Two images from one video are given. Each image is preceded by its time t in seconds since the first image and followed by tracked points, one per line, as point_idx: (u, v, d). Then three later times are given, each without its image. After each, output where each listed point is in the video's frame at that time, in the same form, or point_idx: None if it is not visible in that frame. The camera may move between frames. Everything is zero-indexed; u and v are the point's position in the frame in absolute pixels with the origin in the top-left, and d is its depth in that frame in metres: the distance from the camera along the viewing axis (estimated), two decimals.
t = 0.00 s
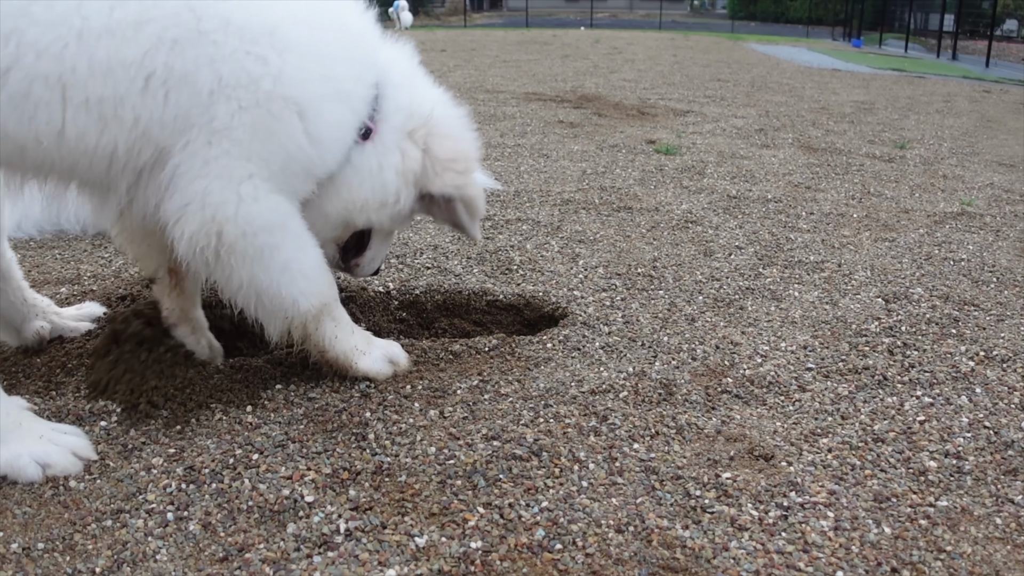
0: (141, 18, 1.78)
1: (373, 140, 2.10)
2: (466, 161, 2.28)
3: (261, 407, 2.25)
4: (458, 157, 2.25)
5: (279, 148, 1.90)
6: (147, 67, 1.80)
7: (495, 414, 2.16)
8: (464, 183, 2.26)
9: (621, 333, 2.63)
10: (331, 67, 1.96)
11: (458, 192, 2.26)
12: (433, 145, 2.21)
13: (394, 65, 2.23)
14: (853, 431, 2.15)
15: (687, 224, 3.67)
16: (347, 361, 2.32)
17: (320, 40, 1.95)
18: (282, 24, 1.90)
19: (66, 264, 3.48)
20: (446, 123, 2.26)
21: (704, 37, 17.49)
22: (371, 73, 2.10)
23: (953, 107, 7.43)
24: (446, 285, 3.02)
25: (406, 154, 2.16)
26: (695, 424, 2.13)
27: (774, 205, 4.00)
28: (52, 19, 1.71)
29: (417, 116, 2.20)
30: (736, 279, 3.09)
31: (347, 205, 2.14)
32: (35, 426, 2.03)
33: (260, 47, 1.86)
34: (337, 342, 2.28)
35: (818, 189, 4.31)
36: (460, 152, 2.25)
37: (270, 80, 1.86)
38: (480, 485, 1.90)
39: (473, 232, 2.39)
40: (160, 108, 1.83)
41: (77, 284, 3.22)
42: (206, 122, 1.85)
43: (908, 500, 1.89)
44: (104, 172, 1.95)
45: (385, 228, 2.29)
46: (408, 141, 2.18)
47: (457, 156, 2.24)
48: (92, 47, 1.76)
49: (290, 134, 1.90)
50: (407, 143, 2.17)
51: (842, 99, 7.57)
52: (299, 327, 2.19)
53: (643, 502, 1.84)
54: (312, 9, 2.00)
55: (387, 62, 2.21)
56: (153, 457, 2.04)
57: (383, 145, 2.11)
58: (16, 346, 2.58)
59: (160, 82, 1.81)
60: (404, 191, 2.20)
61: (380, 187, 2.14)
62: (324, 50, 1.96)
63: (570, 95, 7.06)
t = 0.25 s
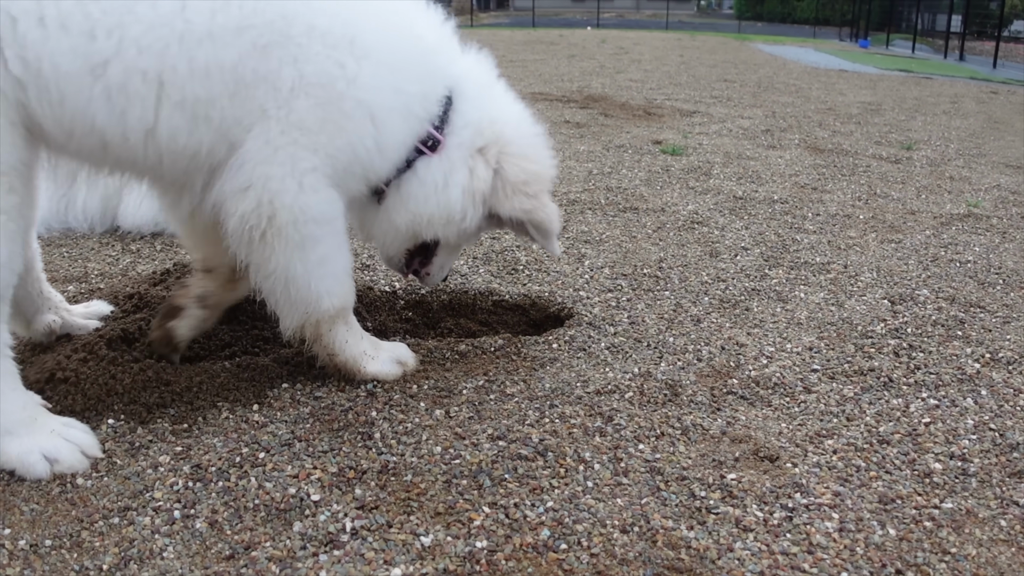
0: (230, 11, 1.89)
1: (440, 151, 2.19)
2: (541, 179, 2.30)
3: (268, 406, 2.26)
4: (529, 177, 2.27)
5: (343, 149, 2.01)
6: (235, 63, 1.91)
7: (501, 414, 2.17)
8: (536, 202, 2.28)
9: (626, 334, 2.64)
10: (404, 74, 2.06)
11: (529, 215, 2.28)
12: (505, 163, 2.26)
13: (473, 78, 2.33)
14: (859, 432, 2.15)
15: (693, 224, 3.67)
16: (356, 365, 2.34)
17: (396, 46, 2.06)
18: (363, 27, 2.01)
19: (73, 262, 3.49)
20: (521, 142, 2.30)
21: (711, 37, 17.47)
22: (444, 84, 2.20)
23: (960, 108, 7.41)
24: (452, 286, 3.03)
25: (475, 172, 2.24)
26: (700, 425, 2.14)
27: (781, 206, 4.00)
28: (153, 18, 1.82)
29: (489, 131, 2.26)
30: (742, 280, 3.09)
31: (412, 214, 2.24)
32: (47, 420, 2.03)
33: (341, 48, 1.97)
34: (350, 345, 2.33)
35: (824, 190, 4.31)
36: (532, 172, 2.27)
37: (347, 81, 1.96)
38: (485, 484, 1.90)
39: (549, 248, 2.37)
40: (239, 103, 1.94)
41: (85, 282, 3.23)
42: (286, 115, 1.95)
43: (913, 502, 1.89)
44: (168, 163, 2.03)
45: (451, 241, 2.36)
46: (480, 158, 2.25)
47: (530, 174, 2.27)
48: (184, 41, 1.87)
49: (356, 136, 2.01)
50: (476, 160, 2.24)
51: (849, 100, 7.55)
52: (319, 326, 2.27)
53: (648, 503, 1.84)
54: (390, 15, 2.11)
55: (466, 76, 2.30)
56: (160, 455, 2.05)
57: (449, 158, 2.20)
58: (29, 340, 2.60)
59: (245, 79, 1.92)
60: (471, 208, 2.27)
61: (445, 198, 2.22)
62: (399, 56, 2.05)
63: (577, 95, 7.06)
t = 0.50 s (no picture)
0: (321, 10, 2.02)
1: (506, 163, 2.25)
2: (605, 197, 2.27)
3: (276, 401, 2.25)
4: (592, 191, 2.24)
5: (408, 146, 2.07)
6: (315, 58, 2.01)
7: (509, 412, 2.17)
8: (596, 218, 2.25)
9: (634, 333, 2.64)
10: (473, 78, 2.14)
11: (588, 228, 2.24)
12: (567, 179, 2.25)
13: (549, 90, 2.36)
14: (867, 433, 2.15)
15: (701, 225, 3.67)
16: (363, 360, 2.35)
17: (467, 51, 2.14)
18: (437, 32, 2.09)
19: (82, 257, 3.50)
20: (589, 153, 2.29)
21: (719, 39, 17.45)
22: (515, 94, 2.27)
23: (968, 112, 7.39)
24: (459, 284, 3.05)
25: (535, 188, 2.27)
26: (708, 425, 2.14)
27: (789, 207, 4.00)
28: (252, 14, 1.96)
29: (557, 144, 2.28)
30: (750, 281, 3.09)
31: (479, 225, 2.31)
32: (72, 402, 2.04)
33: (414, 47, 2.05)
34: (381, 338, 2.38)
35: (833, 192, 4.30)
36: (596, 185, 2.24)
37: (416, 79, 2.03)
38: (493, 482, 1.90)
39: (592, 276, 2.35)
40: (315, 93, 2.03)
41: (93, 278, 3.24)
42: (355, 101, 2.01)
43: (922, 503, 1.88)
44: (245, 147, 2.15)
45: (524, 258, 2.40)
46: (541, 173, 2.28)
47: (593, 191, 2.25)
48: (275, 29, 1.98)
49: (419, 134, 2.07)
50: (538, 175, 2.27)
51: (857, 102, 7.53)
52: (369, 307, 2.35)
53: (656, 501, 1.84)
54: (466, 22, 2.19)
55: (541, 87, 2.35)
56: (168, 449, 2.04)
57: (515, 172, 2.26)
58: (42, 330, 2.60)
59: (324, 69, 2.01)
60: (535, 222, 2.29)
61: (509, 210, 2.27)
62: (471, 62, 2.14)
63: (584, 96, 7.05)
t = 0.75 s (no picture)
0: (445, 23, 2.12)
1: (581, 186, 2.40)
2: (667, 229, 2.49)
3: (283, 398, 2.24)
4: (658, 223, 2.46)
5: (497, 155, 2.17)
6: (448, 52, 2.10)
7: (516, 411, 2.16)
8: (660, 246, 2.46)
9: (642, 333, 2.64)
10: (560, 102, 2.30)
11: (654, 254, 2.45)
12: (636, 209, 2.46)
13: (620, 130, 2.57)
14: (876, 434, 2.14)
15: (709, 225, 3.67)
16: (408, 330, 2.33)
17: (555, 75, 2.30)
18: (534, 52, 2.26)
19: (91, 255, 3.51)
20: (652, 191, 2.51)
21: (728, 40, 17.42)
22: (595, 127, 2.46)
23: (979, 113, 7.34)
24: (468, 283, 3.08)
25: (608, 211, 2.44)
26: (716, 424, 2.13)
27: (797, 207, 3.99)
28: (392, 24, 2.06)
29: (627, 178, 2.49)
30: (758, 281, 3.09)
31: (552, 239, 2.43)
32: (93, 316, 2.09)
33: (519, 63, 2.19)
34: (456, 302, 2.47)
35: (841, 192, 4.29)
36: (661, 217, 2.46)
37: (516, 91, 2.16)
38: (500, 480, 1.90)
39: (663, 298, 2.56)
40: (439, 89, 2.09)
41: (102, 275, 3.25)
42: (462, 100, 2.09)
43: (931, 504, 1.87)
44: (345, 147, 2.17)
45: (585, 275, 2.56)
46: (614, 200, 2.46)
47: (658, 222, 2.47)
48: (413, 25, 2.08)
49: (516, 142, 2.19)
50: (611, 201, 2.45)
51: (866, 103, 7.50)
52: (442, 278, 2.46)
53: (663, 501, 1.84)
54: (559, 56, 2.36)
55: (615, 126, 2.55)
56: (176, 446, 2.04)
57: (589, 196, 2.41)
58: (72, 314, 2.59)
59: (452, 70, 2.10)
60: (604, 243, 2.46)
61: (583, 229, 2.42)
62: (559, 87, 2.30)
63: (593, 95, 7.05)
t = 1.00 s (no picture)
0: (525, 51, 2.34)
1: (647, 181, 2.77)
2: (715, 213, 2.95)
3: (291, 395, 2.25)
4: (710, 208, 2.88)
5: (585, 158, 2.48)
6: (504, 53, 2.30)
7: (524, 408, 2.17)
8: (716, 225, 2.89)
9: (650, 331, 2.64)
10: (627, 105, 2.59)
11: (710, 237, 2.91)
12: (692, 197, 2.88)
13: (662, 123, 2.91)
14: (884, 434, 2.13)
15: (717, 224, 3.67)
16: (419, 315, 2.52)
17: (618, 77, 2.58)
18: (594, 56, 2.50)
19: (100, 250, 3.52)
20: (700, 180, 2.92)
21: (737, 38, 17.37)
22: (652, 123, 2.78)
23: (988, 112, 7.31)
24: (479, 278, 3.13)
25: (673, 201, 2.84)
26: (724, 423, 2.13)
27: (806, 207, 3.98)
28: (474, 51, 2.27)
29: (680, 168, 2.87)
30: (767, 280, 3.09)
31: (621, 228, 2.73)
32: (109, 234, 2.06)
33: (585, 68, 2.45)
34: (526, 273, 2.64)
35: (850, 192, 4.27)
36: (712, 203, 2.88)
37: (581, 95, 2.42)
38: (508, 478, 1.90)
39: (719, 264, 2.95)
40: (502, 92, 2.32)
41: (111, 271, 3.26)
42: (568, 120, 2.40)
43: (939, 505, 1.87)
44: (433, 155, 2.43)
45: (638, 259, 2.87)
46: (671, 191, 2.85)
47: (711, 211, 2.89)
48: (479, 30, 2.27)
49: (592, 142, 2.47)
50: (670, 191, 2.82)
51: (875, 102, 7.48)
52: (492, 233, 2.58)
53: (671, 499, 1.84)
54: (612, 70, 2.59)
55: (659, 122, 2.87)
56: (185, 441, 2.05)
57: (653, 189, 2.78)
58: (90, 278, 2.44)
59: (523, 75, 2.33)
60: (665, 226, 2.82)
61: (648, 216, 2.76)
62: (626, 91, 2.60)
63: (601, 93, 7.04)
